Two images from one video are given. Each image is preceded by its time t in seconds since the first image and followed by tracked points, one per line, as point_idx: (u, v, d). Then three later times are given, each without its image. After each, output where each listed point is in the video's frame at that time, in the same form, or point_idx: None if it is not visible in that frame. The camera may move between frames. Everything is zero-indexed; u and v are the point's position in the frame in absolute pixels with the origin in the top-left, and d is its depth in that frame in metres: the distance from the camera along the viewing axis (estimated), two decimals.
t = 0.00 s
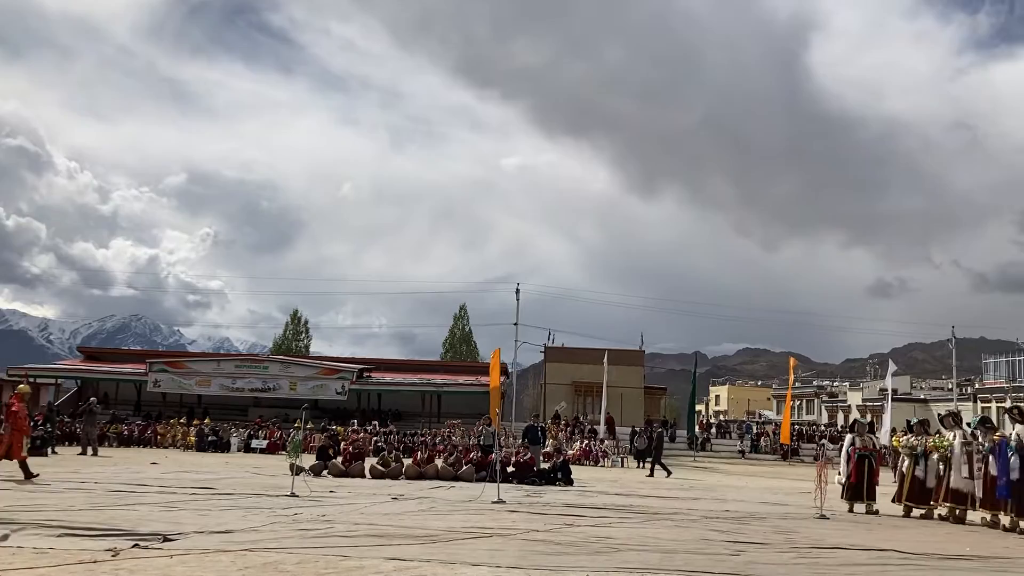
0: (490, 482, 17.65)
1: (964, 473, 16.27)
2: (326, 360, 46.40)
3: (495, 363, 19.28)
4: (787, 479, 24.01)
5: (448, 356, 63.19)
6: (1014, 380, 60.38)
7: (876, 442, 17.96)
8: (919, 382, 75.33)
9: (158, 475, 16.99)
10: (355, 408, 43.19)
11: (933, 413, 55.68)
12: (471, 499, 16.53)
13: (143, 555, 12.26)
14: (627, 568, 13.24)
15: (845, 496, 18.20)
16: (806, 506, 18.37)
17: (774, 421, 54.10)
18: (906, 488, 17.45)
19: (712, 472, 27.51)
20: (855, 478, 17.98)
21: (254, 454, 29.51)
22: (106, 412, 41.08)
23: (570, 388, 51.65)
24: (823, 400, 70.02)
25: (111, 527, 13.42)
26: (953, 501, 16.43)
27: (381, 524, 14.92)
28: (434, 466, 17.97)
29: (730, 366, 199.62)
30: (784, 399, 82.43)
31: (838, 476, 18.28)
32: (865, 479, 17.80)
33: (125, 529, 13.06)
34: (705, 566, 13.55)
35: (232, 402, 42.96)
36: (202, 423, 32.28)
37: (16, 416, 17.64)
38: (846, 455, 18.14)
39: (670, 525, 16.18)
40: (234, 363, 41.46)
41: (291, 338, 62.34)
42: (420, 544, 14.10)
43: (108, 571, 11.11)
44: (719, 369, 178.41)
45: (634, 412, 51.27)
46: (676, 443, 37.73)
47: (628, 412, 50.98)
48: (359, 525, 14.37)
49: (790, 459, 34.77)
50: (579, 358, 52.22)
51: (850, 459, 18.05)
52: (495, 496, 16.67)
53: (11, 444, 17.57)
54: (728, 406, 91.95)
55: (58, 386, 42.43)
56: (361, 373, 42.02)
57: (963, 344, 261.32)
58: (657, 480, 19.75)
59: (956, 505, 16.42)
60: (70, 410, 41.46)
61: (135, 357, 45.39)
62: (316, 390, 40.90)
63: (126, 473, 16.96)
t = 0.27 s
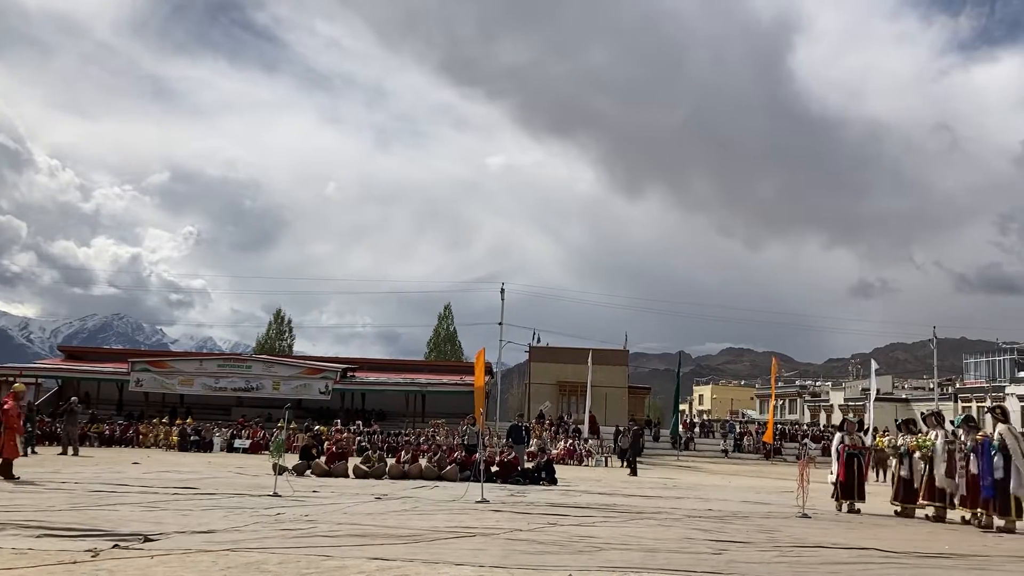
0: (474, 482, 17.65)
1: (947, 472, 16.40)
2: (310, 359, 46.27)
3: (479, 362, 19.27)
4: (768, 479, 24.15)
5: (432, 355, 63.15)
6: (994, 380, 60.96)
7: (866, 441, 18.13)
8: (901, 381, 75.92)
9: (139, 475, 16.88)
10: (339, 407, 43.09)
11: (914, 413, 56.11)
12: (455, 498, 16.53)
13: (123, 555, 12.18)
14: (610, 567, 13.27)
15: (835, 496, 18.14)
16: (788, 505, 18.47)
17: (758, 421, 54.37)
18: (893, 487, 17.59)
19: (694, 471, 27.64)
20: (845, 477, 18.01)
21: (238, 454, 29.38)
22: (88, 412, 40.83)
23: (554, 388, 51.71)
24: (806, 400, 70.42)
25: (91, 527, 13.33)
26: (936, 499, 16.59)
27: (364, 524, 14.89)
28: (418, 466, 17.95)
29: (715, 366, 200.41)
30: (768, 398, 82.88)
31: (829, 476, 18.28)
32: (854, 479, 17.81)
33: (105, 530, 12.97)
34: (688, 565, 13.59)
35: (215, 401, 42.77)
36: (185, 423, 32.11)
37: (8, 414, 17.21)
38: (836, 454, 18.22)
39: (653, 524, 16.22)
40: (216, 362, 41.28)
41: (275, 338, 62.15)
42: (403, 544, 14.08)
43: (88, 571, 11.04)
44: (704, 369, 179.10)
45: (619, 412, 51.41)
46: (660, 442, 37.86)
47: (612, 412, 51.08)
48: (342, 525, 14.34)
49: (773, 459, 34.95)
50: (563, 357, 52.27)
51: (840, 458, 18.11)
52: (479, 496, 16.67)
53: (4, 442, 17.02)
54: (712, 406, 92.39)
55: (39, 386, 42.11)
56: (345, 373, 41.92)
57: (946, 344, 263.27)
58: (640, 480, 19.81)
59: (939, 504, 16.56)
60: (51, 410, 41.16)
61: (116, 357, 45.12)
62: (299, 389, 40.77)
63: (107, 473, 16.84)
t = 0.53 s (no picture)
0: (461, 482, 17.64)
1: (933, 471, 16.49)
2: (297, 359, 46.14)
3: (466, 362, 19.25)
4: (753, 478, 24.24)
5: (419, 355, 63.09)
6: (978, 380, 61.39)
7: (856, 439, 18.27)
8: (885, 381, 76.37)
9: (123, 475, 16.77)
10: (325, 407, 42.98)
11: (899, 413, 56.44)
12: (442, 498, 16.51)
13: (107, 556, 12.11)
14: (597, 566, 13.29)
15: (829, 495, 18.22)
16: (774, 504, 18.54)
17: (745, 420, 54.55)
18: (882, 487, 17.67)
19: (679, 471, 27.73)
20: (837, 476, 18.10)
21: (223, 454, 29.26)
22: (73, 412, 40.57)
23: (541, 388, 51.74)
24: (792, 399, 70.72)
25: (75, 528, 13.25)
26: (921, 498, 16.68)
27: (350, 524, 14.86)
28: (405, 466, 17.92)
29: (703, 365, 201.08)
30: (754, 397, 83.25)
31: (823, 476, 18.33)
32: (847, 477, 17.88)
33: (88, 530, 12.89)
34: (674, 564, 13.62)
35: (200, 401, 42.59)
36: (170, 422, 31.95)
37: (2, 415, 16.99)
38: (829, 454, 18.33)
39: (640, 524, 16.25)
40: (201, 362, 41.11)
41: (260, 337, 61.97)
42: (390, 544, 14.07)
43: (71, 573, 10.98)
44: (691, 368, 179.63)
45: (606, 412, 51.50)
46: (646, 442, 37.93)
47: (599, 412, 51.14)
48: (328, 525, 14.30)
49: (760, 458, 35.06)
50: (550, 357, 52.29)
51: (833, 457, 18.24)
52: (466, 496, 16.66)
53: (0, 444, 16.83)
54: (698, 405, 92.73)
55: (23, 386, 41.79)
56: (331, 372, 41.82)
57: (931, 344, 264.92)
58: (627, 480, 19.85)
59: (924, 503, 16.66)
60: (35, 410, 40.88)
61: (100, 356, 44.84)
62: (285, 389, 40.65)
63: (91, 473, 16.73)
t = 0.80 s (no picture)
0: (453, 482, 17.63)
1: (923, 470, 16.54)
2: (288, 360, 46.06)
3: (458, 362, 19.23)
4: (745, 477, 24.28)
5: (411, 355, 63.04)
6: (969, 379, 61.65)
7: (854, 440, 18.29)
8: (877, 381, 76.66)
9: (113, 477, 16.71)
10: (317, 408, 42.92)
11: (890, 412, 56.65)
12: (433, 498, 16.51)
13: (97, 558, 12.07)
14: (587, 566, 13.30)
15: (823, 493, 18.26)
16: (765, 503, 18.58)
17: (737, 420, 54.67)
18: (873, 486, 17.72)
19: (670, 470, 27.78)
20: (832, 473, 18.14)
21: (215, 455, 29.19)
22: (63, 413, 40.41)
23: (533, 388, 51.77)
24: (784, 399, 70.91)
25: (65, 529, 13.19)
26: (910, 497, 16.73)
27: (341, 524, 14.85)
28: (397, 467, 17.90)
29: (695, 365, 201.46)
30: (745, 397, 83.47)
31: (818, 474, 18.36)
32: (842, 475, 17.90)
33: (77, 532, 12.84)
34: (665, 563, 13.64)
35: (191, 402, 42.47)
36: (161, 423, 31.85)
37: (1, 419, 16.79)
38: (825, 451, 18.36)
39: (631, 524, 16.26)
40: (192, 362, 41.00)
41: (252, 338, 61.84)
42: (381, 544, 14.06)
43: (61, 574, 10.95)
44: (683, 368, 179.93)
45: (598, 411, 51.54)
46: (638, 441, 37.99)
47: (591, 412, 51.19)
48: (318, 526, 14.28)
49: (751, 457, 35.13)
50: (543, 357, 52.31)
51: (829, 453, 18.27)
52: (457, 496, 16.65)
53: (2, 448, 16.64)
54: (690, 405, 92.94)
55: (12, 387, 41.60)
56: (323, 373, 41.75)
57: (922, 343, 265.99)
58: (618, 479, 19.87)
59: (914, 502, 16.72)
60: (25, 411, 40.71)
61: (90, 357, 44.66)
62: (276, 390, 40.56)
63: (81, 475, 16.66)
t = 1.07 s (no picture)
0: (451, 482, 17.64)
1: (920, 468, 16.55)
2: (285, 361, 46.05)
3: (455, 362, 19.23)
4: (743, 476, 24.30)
5: (409, 356, 63.06)
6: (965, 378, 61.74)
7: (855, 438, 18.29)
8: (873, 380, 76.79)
9: (111, 478, 16.68)
10: (315, 408, 42.91)
11: (888, 411, 56.71)
12: (431, 499, 16.52)
13: (96, 559, 12.06)
14: (585, 566, 13.32)
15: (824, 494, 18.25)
16: (763, 502, 18.61)
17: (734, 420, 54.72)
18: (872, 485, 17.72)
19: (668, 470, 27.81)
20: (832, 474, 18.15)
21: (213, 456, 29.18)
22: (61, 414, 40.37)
23: (530, 388, 51.77)
24: (781, 398, 70.99)
25: (63, 531, 13.18)
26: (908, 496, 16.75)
27: (339, 525, 14.86)
28: (395, 467, 17.91)
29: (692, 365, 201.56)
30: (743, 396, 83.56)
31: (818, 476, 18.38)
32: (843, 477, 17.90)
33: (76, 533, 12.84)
34: (663, 563, 13.65)
35: (189, 403, 42.44)
36: (158, 425, 31.83)
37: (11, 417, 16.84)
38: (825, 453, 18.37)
39: (629, 523, 16.28)
40: (189, 363, 40.98)
41: (249, 339, 61.84)
42: (379, 544, 14.07)
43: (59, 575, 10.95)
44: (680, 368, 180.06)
45: (596, 411, 51.57)
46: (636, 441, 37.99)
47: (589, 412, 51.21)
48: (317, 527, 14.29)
49: (749, 457, 35.12)
50: (541, 357, 52.31)
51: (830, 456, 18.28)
52: (455, 496, 16.66)
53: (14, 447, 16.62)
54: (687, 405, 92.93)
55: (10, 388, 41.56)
56: (321, 373, 41.74)
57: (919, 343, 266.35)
58: (615, 479, 19.90)
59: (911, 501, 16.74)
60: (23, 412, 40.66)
61: (88, 358, 44.62)
62: (274, 391, 40.54)
63: (79, 476, 16.64)
